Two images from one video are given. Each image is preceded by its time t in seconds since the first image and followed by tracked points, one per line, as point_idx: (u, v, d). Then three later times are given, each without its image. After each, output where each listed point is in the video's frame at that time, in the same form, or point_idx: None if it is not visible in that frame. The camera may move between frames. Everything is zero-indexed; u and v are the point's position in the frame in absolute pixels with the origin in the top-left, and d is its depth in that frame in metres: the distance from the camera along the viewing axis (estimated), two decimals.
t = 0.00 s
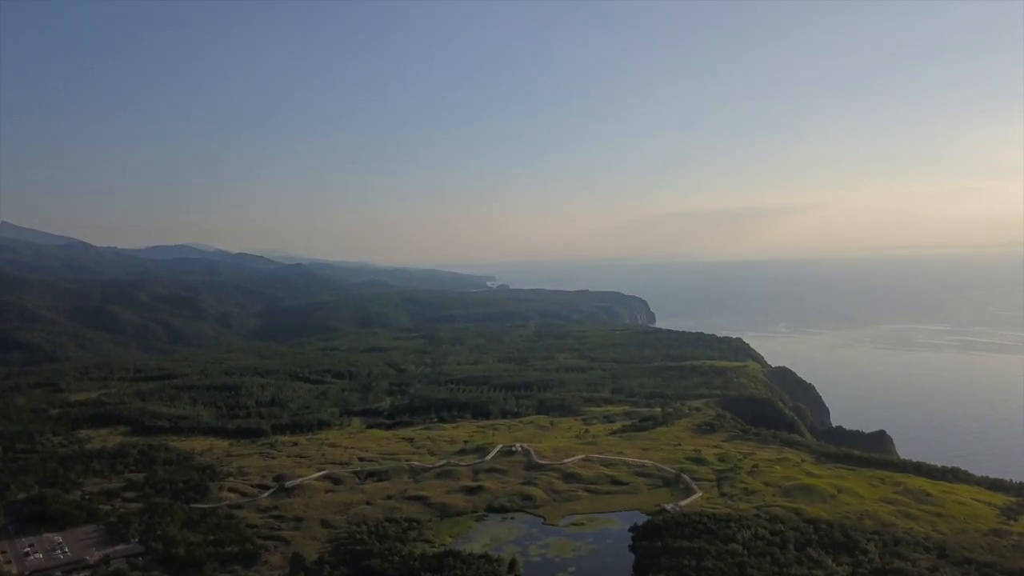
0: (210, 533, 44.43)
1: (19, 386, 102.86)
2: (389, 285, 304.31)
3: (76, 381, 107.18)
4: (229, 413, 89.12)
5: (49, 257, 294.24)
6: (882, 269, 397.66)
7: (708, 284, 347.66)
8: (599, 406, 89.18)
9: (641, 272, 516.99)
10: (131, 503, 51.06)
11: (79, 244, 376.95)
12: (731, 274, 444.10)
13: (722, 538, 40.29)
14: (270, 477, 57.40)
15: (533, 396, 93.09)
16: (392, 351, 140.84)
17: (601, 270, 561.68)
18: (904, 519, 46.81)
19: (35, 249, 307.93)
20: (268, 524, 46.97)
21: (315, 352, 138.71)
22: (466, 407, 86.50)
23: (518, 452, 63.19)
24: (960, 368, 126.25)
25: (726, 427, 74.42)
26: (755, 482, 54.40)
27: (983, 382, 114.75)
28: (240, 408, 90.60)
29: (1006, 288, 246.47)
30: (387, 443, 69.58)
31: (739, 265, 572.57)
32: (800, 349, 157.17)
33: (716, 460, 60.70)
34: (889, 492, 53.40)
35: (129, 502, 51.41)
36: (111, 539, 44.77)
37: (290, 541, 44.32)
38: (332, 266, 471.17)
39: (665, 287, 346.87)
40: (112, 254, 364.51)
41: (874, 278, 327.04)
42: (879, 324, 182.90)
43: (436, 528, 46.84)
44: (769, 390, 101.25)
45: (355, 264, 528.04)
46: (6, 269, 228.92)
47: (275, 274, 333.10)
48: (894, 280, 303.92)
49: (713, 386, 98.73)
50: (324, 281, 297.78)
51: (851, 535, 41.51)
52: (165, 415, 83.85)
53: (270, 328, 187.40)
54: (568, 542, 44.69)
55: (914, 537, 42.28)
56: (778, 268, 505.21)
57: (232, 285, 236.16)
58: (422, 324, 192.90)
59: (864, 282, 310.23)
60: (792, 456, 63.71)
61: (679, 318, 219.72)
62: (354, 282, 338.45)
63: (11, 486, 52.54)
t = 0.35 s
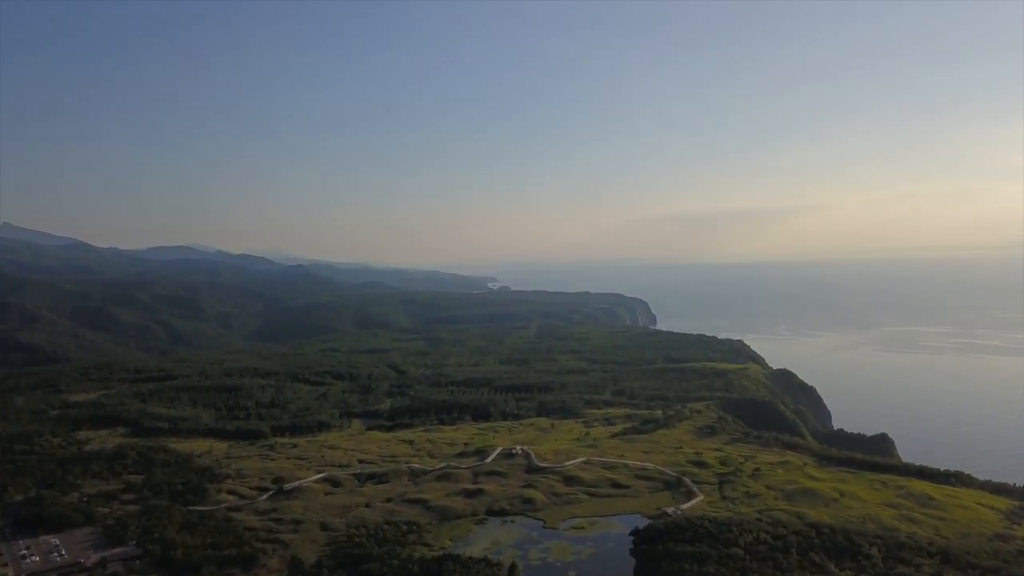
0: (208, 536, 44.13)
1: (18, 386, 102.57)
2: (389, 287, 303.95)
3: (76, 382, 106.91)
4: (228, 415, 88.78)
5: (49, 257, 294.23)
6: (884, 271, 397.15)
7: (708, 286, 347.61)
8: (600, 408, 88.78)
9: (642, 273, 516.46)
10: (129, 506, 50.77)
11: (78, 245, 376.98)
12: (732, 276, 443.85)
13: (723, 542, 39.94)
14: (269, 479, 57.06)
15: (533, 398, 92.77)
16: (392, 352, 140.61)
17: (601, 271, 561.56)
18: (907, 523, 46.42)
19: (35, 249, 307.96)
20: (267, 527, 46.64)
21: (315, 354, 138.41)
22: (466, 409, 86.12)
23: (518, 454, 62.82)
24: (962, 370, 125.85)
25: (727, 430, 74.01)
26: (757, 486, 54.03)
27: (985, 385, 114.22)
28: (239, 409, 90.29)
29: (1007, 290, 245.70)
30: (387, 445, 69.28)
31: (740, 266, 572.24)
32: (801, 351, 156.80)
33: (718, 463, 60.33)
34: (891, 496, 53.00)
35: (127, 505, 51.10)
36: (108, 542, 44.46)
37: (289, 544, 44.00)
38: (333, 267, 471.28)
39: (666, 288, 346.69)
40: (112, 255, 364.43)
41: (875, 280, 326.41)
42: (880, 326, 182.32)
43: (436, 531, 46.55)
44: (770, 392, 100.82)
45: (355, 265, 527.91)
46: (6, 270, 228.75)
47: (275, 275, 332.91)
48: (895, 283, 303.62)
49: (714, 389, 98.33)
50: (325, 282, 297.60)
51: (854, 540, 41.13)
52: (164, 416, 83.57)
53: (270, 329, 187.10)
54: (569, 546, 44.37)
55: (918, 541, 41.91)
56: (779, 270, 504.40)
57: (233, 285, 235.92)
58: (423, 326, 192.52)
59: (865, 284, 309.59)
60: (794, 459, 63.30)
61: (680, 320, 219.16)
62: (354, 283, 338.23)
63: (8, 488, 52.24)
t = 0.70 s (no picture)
0: (206, 538, 43.88)
1: (18, 387, 102.43)
2: (390, 288, 303.81)
3: (75, 383, 106.67)
4: (227, 416, 88.48)
5: (50, 258, 294.41)
6: (885, 273, 396.81)
7: (709, 288, 347.21)
8: (600, 410, 88.53)
9: (642, 275, 516.36)
10: (128, 508, 50.51)
11: (79, 245, 376.78)
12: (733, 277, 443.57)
13: (725, 546, 39.65)
14: (268, 481, 56.81)
15: (534, 400, 92.47)
16: (393, 353, 140.41)
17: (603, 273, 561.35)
18: (910, 527, 46.13)
19: (36, 250, 308.20)
20: (265, 530, 46.38)
21: (316, 355, 138.26)
22: (466, 411, 85.89)
23: (519, 456, 62.55)
24: (964, 372, 125.45)
25: (729, 432, 73.74)
26: (758, 489, 53.76)
27: (987, 387, 113.90)
28: (239, 411, 90.02)
29: (1009, 292, 245.23)
30: (387, 447, 69.02)
31: (741, 268, 571.64)
32: (802, 353, 156.43)
33: (719, 465, 60.06)
34: (894, 499, 52.69)
35: (126, 507, 50.86)
36: (106, 544, 44.20)
37: (288, 547, 43.72)
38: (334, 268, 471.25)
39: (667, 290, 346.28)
40: (113, 255, 364.75)
41: (876, 282, 325.99)
42: (881, 328, 181.96)
43: (436, 534, 46.27)
44: (771, 395, 100.50)
45: (356, 266, 528.01)
46: (7, 270, 228.82)
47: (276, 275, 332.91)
48: (897, 284, 303.16)
49: (715, 391, 98.07)
50: (325, 283, 297.55)
51: (857, 543, 40.84)
52: (164, 417, 83.34)
53: (270, 330, 186.95)
54: (569, 550, 44.09)
55: (920, 545, 41.64)
56: (779, 271, 504.05)
57: (233, 286, 235.90)
58: (423, 327, 192.30)
59: (866, 286, 309.20)
60: (795, 462, 63.00)
61: (680, 322, 218.83)
62: (355, 283, 338.19)
63: (5, 490, 52.00)
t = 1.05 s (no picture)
0: (203, 541, 43.55)
1: (17, 388, 102.22)
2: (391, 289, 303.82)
3: (74, 383, 106.38)
4: (227, 417, 88.16)
5: (51, 258, 294.54)
6: (886, 274, 396.54)
7: (710, 289, 346.65)
8: (601, 412, 88.29)
9: (643, 276, 516.19)
10: (125, 509, 50.26)
11: (79, 245, 376.36)
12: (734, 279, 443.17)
13: (727, 550, 39.31)
14: (267, 483, 56.49)
15: (534, 402, 92.17)
16: (393, 354, 140.06)
17: (604, 274, 561.08)
18: (913, 531, 45.77)
19: (37, 250, 308.46)
20: (263, 532, 46.05)
21: (316, 355, 138.00)
22: (466, 412, 85.64)
23: (519, 458, 62.29)
24: (965, 374, 125.09)
25: (730, 434, 73.44)
26: (760, 492, 53.38)
27: (989, 389, 113.55)
28: (238, 412, 89.74)
29: (1010, 294, 244.86)
30: (387, 448, 68.74)
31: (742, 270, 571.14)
32: (803, 355, 156.17)
33: (721, 468, 59.73)
34: (896, 502, 52.37)
35: (123, 508, 50.56)
36: (103, 546, 43.88)
37: (285, 550, 43.38)
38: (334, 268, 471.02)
39: (668, 291, 345.88)
40: (114, 256, 365.11)
41: (877, 283, 325.32)
42: (883, 330, 181.57)
43: (435, 536, 45.92)
44: (772, 396, 100.21)
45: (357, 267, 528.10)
46: (8, 271, 228.91)
47: (277, 276, 332.97)
48: (898, 286, 302.99)
49: (716, 392, 97.81)
50: (326, 283, 297.48)
51: (859, 548, 40.45)
52: (163, 418, 83.13)
53: (271, 330, 186.82)
54: (569, 553, 43.73)
55: (923, 549, 41.31)
56: (781, 272, 503.71)
57: (234, 287, 235.89)
58: (423, 328, 192.04)
59: (868, 287, 308.63)
60: (797, 465, 62.65)
61: (681, 323, 218.55)
62: (355, 284, 337.95)
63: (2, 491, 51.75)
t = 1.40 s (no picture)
0: (201, 540, 43.32)
1: (17, 386, 101.95)
2: (391, 287, 303.58)
3: (74, 382, 106.14)
4: (226, 416, 87.88)
5: (52, 257, 294.22)
6: (888, 274, 395.92)
7: (712, 288, 346.04)
8: (601, 411, 88.02)
9: (644, 275, 515.66)
10: (123, 508, 50.04)
11: (80, 244, 376.10)
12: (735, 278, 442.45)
13: (728, 550, 39.03)
14: (266, 482, 56.24)
15: (534, 400, 91.91)
16: (393, 353, 139.80)
17: (605, 273, 560.53)
18: (915, 531, 45.49)
19: (38, 248, 308.28)
20: (261, 531, 45.82)
21: (316, 354, 137.74)
22: (466, 411, 85.38)
23: (518, 458, 62.03)
24: (967, 374, 124.70)
25: (731, 434, 73.14)
26: (761, 492, 53.11)
27: (991, 389, 113.17)
28: (238, 410, 89.56)
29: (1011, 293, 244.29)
30: (386, 447, 68.45)
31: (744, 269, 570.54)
32: (805, 354, 155.83)
33: (722, 468, 59.47)
34: (898, 502, 52.11)
35: (121, 507, 50.39)
36: (101, 545, 43.65)
37: (284, 549, 43.11)
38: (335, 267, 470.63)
39: (669, 291, 345.38)
40: (115, 254, 364.91)
41: (878, 283, 324.70)
42: (884, 329, 181.14)
43: (434, 536, 45.67)
44: (773, 396, 99.91)
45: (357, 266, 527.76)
46: (8, 269, 228.64)
47: (277, 274, 332.71)
48: (900, 285, 302.44)
49: (717, 391, 97.53)
50: (326, 282, 297.22)
51: (861, 548, 40.17)
52: (162, 417, 82.89)
53: (271, 329, 186.58)
54: (569, 554, 43.46)
55: (926, 550, 41.01)
56: (781, 271, 503.23)
57: (235, 285, 235.67)
58: (424, 327, 191.70)
59: (869, 286, 307.99)
60: (798, 465, 62.36)
61: (682, 323, 218.14)
62: (356, 283, 337.70)
63: None
